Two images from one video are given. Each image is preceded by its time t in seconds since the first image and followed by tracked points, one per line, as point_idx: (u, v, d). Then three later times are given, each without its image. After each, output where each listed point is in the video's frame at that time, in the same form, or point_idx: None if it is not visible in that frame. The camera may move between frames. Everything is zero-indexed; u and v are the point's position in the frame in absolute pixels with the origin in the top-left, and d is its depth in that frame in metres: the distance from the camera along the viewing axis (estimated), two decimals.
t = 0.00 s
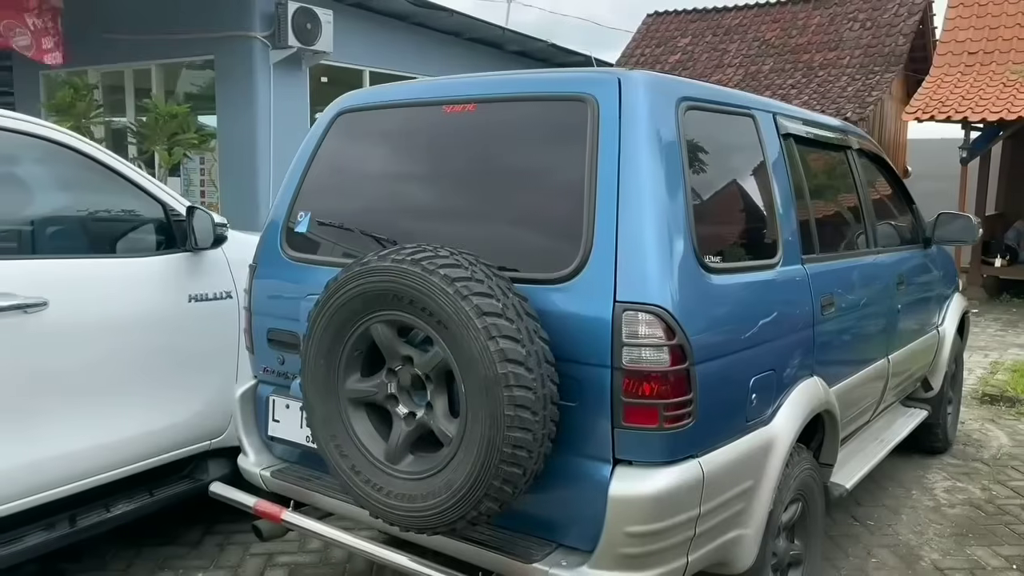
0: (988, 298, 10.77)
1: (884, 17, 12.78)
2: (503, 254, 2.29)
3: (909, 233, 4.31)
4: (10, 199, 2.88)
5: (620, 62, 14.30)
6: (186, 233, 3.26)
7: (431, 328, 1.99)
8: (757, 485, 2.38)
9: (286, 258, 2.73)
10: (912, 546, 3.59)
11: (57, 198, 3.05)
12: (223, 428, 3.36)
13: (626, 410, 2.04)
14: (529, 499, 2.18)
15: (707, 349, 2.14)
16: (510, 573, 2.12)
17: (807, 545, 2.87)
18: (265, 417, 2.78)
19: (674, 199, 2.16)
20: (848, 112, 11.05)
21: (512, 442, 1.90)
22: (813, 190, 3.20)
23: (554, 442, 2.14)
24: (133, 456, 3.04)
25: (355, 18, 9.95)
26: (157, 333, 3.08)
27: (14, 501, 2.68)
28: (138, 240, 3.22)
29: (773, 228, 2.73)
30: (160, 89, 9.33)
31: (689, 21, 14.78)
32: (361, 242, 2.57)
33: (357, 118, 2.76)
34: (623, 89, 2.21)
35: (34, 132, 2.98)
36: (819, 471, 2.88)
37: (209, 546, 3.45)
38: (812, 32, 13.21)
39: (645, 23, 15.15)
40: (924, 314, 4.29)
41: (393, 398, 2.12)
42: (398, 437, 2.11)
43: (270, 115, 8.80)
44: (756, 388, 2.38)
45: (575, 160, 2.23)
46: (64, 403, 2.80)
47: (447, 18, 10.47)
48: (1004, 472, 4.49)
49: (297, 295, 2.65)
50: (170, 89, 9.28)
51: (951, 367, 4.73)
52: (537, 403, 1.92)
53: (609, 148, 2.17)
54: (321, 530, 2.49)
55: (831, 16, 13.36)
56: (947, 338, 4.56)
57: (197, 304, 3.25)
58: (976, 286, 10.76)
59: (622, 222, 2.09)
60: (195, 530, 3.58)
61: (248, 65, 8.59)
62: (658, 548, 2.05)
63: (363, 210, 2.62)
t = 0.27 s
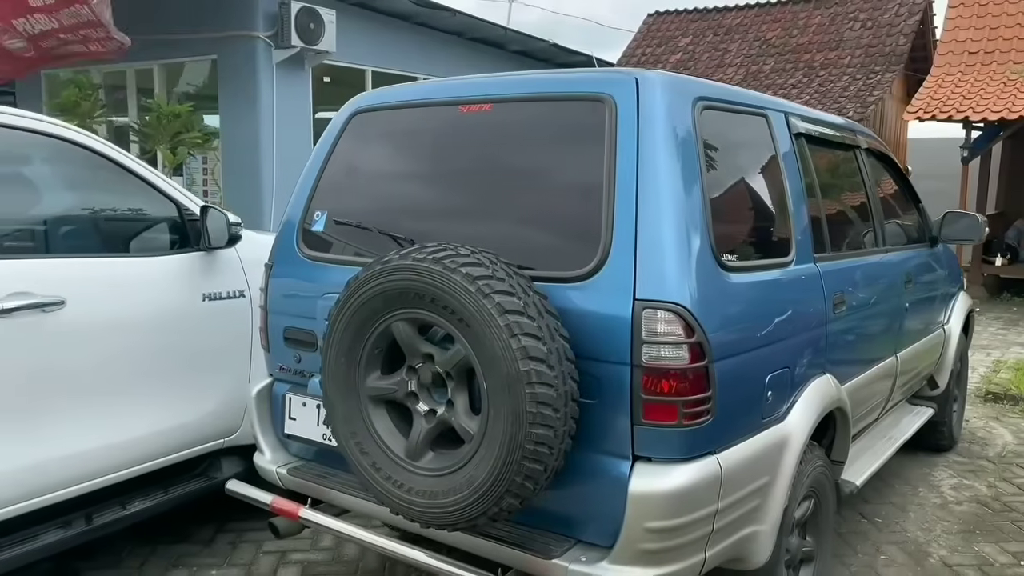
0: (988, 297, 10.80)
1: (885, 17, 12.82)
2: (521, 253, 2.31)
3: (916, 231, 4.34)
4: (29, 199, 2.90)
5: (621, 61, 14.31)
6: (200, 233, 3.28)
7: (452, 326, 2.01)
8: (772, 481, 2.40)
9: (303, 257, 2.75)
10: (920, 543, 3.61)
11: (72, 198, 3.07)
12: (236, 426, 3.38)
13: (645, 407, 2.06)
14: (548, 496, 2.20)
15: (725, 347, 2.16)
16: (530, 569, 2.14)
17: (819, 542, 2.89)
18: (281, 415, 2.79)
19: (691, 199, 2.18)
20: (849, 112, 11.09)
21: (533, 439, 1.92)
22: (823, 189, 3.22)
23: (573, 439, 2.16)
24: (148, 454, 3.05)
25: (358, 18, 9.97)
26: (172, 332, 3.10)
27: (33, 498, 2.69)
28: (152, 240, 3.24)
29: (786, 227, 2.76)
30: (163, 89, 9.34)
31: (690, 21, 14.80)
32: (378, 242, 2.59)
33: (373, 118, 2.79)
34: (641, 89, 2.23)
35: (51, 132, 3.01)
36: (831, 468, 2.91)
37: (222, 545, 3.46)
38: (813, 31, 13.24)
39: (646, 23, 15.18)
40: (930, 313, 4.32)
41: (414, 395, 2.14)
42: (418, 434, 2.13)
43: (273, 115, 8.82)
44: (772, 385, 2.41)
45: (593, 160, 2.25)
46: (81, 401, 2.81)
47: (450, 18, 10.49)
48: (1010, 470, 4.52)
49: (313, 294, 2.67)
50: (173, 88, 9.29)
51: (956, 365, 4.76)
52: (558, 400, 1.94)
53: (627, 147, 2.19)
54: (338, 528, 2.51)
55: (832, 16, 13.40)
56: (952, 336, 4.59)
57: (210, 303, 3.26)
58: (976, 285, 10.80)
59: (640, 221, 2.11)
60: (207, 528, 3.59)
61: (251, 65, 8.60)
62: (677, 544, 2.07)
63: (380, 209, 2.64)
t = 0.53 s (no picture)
0: (981, 295, 10.89)
1: (879, 16, 12.89)
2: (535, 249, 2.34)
3: (915, 229, 4.38)
4: (41, 197, 2.92)
5: (616, 60, 14.35)
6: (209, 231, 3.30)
7: (470, 321, 2.04)
8: (782, 474, 2.43)
9: (315, 254, 2.77)
10: (922, 536, 3.66)
11: (84, 194, 3.08)
12: (246, 423, 3.39)
13: (661, 401, 2.09)
14: (563, 489, 2.22)
15: (737, 342, 2.19)
16: (546, 562, 2.17)
17: (826, 535, 2.93)
18: (293, 411, 2.81)
19: (704, 196, 2.22)
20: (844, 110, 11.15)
21: (552, 432, 1.95)
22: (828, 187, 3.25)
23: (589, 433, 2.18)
24: (160, 451, 3.05)
25: (356, 17, 9.97)
26: (183, 329, 3.10)
27: (49, 494, 2.70)
28: (162, 238, 3.26)
29: (794, 223, 2.80)
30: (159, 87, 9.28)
31: (685, 20, 14.85)
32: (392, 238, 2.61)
33: (384, 116, 2.82)
34: (654, 87, 2.26)
35: (61, 130, 3.02)
36: (836, 461, 2.94)
37: (231, 541, 3.48)
38: (807, 30, 13.31)
39: (641, 22, 15.21)
40: (929, 310, 4.36)
41: (431, 389, 2.16)
42: (435, 428, 2.15)
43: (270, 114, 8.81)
44: (782, 380, 2.45)
45: (608, 157, 2.28)
46: (96, 398, 2.81)
47: (446, 16, 10.50)
48: (1008, 464, 4.57)
49: (327, 290, 2.69)
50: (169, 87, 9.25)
51: (955, 361, 4.81)
52: (576, 394, 1.97)
53: (641, 145, 2.22)
54: (352, 522, 2.53)
55: (826, 15, 13.48)
56: (951, 333, 4.64)
57: (220, 299, 3.27)
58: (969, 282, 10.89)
59: (655, 217, 2.14)
60: (215, 525, 3.61)
61: (248, 64, 8.58)
62: (692, 536, 2.10)
63: (393, 206, 2.66)
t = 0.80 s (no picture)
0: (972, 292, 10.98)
1: (870, 15, 12.97)
2: (540, 247, 2.36)
3: (910, 226, 4.43)
4: (46, 196, 2.93)
5: (609, 59, 14.38)
6: (211, 229, 3.31)
7: (478, 318, 2.06)
8: (784, 469, 2.46)
9: (319, 251, 2.78)
10: (918, 530, 3.70)
11: (86, 191, 3.09)
12: (248, 421, 3.40)
13: (666, 396, 2.11)
14: (569, 484, 2.24)
15: (741, 337, 2.22)
16: (552, 556, 2.19)
17: (825, 529, 2.96)
18: (298, 408, 2.82)
19: (708, 194, 2.24)
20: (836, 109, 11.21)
21: (559, 427, 1.97)
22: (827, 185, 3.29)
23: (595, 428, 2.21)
24: (164, 448, 3.06)
25: (350, 15, 9.97)
26: (187, 327, 3.11)
27: (56, 490, 2.70)
28: (164, 236, 3.28)
29: (794, 220, 2.83)
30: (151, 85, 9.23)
31: (678, 18, 14.90)
32: (397, 236, 2.63)
33: (388, 115, 2.84)
34: (658, 86, 2.29)
35: (65, 128, 3.03)
36: (835, 456, 2.98)
37: (232, 538, 3.49)
38: (799, 30, 13.38)
39: (634, 20, 15.25)
40: (924, 307, 4.41)
41: (438, 385, 2.18)
42: (443, 424, 2.17)
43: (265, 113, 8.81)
44: (783, 375, 2.48)
45: (612, 156, 2.31)
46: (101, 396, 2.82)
47: (440, 15, 10.51)
48: (1001, 459, 4.62)
49: (331, 287, 2.70)
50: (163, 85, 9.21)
51: (948, 357, 4.86)
52: (583, 389, 1.99)
53: (646, 143, 2.24)
54: (358, 517, 2.55)
55: (818, 15, 13.55)
56: (945, 329, 4.69)
57: (223, 298, 3.28)
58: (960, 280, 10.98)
59: (660, 215, 2.16)
60: (217, 523, 3.62)
61: (243, 62, 8.57)
62: (697, 529, 2.13)
63: (398, 204, 2.68)
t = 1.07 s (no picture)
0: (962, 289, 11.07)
1: (861, 14, 13.05)
2: (541, 243, 2.38)
3: (904, 224, 4.47)
4: (40, 193, 2.92)
5: (602, 57, 14.41)
6: (211, 227, 3.32)
7: (482, 314, 2.08)
8: (783, 463, 2.49)
9: (321, 249, 2.79)
10: (912, 525, 3.74)
11: (84, 189, 3.09)
12: (248, 418, 3.40)
13: (669, 391, 2.13)
14: (571, 479, 2.26)
15: (742, 333, 2.25)
16: (556, 550, 2.21)
17: (822, 523, 2.99)
18: (300, 405, 2.83)
19: (709, 192, 2.27)
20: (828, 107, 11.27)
21: (563, 422, 1.99)
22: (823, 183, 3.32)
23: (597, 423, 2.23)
24: (165, 445, 3.07)
25: (343, 13, 9.96)
26: (187, 324, 3.11)
27: (59, 488, 2.71)
28: (164, 234, 3.28)
29: (792, 217, 2.86)
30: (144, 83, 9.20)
31: (670, 17, 14.94)
32: (399, 234, 2.64)
33: (389, 113, 2.85)
34: (659, 85, 2.31)
35: (64, 126, 3.04)
36: (832, 451, 3.01)
37: (232, 535, 3.50)
38: (791, 28, 13.44)
39: (626, 18, 15.28)
40: (917, 304, 4.45)
41: (442, 381, 2.20)
42: (447, 420, 2.19)
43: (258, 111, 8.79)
44: (783, 370, 2.51)
45: (614, 154, 2.33)
46: (102, 393, 2.82)
47: (433, 13, 10.52)
48: (993, 454, 4.67)
49: (333, 285, 2.71)
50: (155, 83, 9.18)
51: (941, 354, 4.90)
52: (587, 385, 2.01)
53: (647, 140, 2.27)
54: (360, 513, 2.56)
55: (809, 14, 13.61)
56: (938, 325, 4.73)
57: (223, 295, 3.29)
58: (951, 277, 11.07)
59: (662, 212, 2.19)
60: (216, 520, 3.62)
61: (236, 60, 8.55)
62: (699, 523, 2.15)
63: (399, 201, 2.70)
